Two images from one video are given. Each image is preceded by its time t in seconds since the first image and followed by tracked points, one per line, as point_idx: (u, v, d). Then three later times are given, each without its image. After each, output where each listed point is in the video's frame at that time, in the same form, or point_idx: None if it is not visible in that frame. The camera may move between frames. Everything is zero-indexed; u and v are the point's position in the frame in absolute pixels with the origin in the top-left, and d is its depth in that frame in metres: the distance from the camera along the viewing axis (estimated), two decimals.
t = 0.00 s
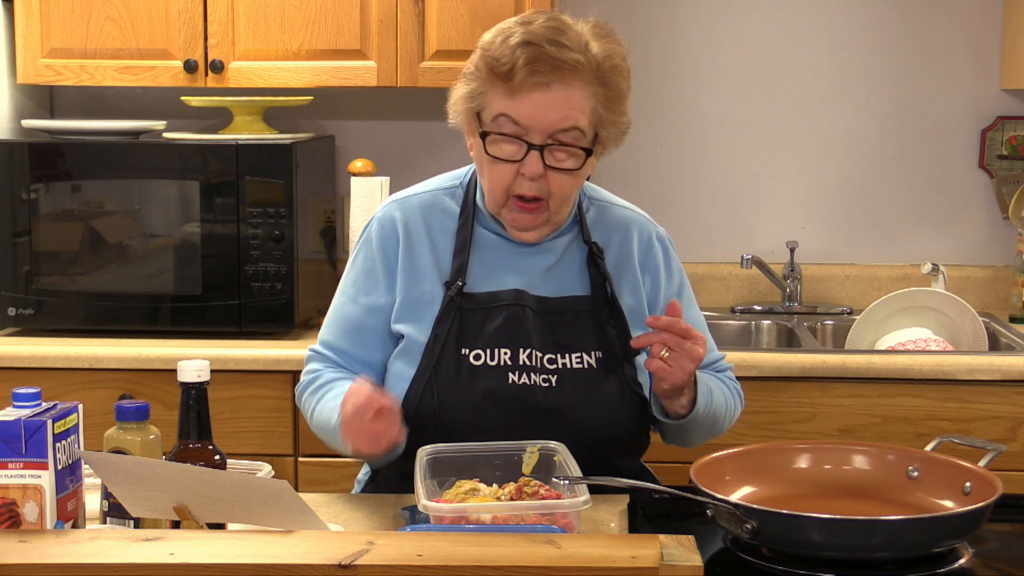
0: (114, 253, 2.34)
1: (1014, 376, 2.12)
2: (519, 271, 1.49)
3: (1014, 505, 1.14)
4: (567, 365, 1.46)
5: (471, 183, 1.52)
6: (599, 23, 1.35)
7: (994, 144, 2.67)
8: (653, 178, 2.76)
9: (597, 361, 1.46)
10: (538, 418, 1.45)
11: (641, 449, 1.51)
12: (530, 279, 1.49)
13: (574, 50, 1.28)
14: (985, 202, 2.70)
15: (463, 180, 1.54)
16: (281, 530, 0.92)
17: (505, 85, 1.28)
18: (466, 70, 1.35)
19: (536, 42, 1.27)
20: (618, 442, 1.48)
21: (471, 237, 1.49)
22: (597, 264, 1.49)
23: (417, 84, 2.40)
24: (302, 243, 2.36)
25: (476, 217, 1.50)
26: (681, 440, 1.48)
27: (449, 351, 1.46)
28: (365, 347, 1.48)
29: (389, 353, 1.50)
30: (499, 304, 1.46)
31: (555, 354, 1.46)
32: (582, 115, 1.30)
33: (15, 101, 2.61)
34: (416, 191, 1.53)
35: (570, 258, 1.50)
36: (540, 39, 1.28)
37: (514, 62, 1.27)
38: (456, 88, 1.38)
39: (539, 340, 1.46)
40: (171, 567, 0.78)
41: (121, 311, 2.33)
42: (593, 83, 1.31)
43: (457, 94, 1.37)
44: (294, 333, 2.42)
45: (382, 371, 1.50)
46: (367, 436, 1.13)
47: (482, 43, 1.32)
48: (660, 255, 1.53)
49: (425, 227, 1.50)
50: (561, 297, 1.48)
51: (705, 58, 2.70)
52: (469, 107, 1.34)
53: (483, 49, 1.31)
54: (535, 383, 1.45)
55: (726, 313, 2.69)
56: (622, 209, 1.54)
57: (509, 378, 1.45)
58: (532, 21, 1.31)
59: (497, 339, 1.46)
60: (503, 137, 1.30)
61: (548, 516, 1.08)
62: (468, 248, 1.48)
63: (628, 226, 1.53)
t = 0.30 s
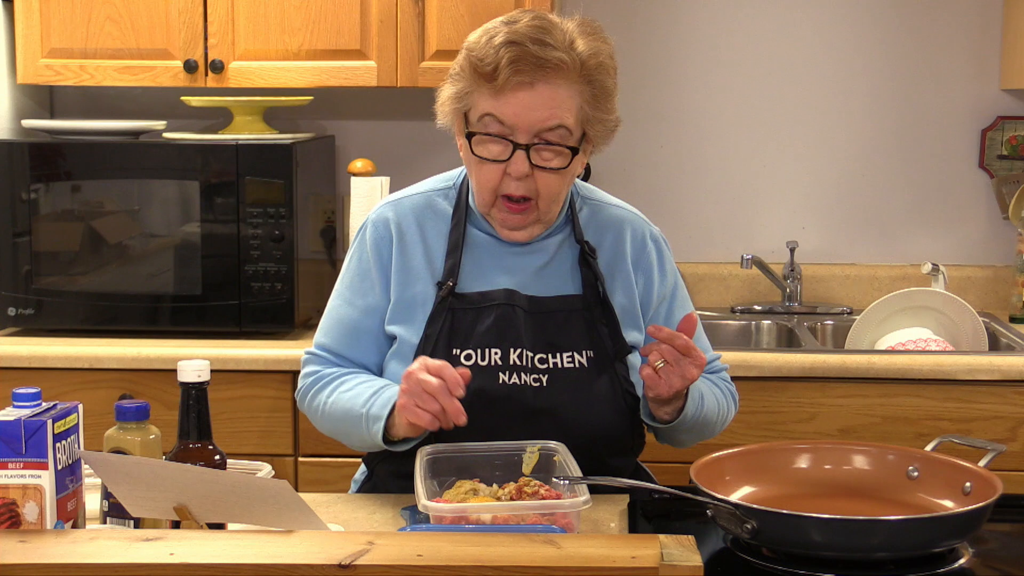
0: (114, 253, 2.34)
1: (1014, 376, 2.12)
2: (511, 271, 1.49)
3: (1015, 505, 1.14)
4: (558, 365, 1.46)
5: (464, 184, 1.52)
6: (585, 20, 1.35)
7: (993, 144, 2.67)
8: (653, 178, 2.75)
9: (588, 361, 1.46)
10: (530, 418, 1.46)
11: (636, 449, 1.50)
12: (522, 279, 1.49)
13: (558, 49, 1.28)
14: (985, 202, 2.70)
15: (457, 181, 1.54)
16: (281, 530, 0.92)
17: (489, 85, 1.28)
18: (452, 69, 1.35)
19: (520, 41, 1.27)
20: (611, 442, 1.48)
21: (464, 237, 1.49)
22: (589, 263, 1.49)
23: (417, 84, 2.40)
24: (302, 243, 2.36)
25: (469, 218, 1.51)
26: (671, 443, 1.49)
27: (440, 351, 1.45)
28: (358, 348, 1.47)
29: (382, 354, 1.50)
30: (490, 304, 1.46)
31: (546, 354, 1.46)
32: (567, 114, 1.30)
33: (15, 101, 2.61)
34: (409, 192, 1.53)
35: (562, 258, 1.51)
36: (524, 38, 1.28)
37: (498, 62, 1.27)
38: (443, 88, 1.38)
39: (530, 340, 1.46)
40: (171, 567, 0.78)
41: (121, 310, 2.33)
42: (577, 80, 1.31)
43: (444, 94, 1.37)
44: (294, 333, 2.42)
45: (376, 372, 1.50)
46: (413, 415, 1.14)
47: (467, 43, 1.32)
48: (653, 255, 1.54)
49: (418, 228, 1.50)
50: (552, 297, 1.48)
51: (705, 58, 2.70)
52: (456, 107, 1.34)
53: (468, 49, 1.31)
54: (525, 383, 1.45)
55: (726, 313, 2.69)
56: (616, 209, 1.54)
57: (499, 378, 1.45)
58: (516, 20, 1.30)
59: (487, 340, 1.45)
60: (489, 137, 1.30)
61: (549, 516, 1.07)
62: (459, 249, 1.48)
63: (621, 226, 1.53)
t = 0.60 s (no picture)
0: (114, 253, 2.34)
1: (1014, 376, 2.12)
2: (510, 273, 1.49)
3: (1014, 505, 1.14)
4: (555, 367, 1.46)
5: (464, 185, 1.52)
6: (587, 22, 1.34)
7: (993, 144, 2.67)
8: (653, 178, 2.75)
9: (586, 363, 1.46)
10: (527, 419, 1.46)
11: (634, 451, 1.50)
12: (520, 280, 1.49)
13: (557, 52, 1.28)
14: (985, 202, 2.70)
15: (457, 181, 1.54)
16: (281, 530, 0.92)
17: (488, 88, 1.28)
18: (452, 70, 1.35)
19: (519, 45, 1.27)
20: (607, 445, 1.48)
21: (462, 238, 1.49)
22: (587, 265, 1.48)
23: (417, 84, 2.40)
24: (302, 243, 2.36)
25: (468, 219, 1.51)
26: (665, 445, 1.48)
27: (438, 352, 1.46)
28: (356, 348, 1.47)
29: (379, 354, 1.50)
30: (489, 306, 1.46)
31: (543, 356, 1.46)
32: (565, 117, 1.30)
33: (15, 101, 2.61)
34: (409, 191, 1.53)
35: (561, 259, 1.50)
36: (523, 42, 1.28)
37: (497, 65, 1.27)
38: (442, 88, 1.38)
39: (528, 342, 1.46)
40: (171, 567, 0.78)
41: (121, 310, 2.33)
42: (577, 84, 1.31)
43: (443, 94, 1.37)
44: (294, 333, 2.42)
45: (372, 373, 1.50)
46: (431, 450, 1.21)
47: (467, 44, 1.32)
48: (652, 257, 1.54)
49: (417, 228, 1.50)
50: (551, 299, 1.48)
51: (705, 58, 2.70)
52: (455, 108, 1.34)
53: (468, 50, 1.31)
54: (522, 386, 1.45)
55: (726, 313, 2.69)
56: (615, 210, 1.54)
57: (497, 380, 1.45)
58: (517, 22, 1.30)
59: (485, 342, 1.45)
60: (487, 139, 1.31)
61: (549, 516, 1.07)
62: (458, 250, 1.48)
63: (620, 227, 1.53)
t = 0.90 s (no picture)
0: (114, 253, 2.34)
1: (1014, 376, 2.12)
2: (510, 273, 1.49)
3: (1015, 505, 1.14)
4: (556, 368, 1.46)
5: (464, 185, 1.52)
6: (589, 25, 1.34)
7: (993, 144, 2.67)
8: (653, 177, 2.75)
9: (586, 364, 1.46)
10: (526, 420, 1.46)
11: (634, 452, 1.50)
12: (520, 281, 1.49)
13: (561, 58, 1.28)
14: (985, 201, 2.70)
15: (457, 181, 1.54)
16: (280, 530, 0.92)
17: (492, 94, 1.28)
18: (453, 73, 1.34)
19: (524, 50, 1.27)
20: (607, 445, 1.48)
21: (462, 239, 1.49)
22: (588, 265, 1.48)
23: (417, 84, 2.40)
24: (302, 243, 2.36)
25: (468, 219, 1.51)
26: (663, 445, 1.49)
27: (438, 353, 1.46)
28: (356, 347, 1.47)
29: (379, 354, 1.50)
30: (489, 306, 1.46)
31: (544, 357, 1.46)
32: (570, 123, 1.30)
33: (15, 101, 2.61)
34: (410, 191, 1.53)
35: (561, 259, 1.50)
36: (527, 47, 1.27)
37: (501, 71, 1.27)
38: (444, 91, 1.37)
39: (528, 342, 1.46)
40: (171, 567, 0.78)
41: (121, 310, 2.33)
42: (581, 89, 1.31)
43: (444, 97, 1.37)
44: (294, 333, 2.42)
45: (372, 373, 1.50)
46: (432, 453, 1.22)
47: (469, 48, 1.31)
48: (652, 257, 1.54)
49: (417, 228, 1.50)
50: (551, 299, 1.48)
51: (705, 58, 2.70)
52: (457, 112, 1.34)
53: (470, 55, 1.31)
54: (522, 386, 1.45)
55: (726, 314, 2.69)
56: (615, 210, 1.54)
57: (497, 381, 1.45)
58: (519, 26, 1.30)
59: (485, 342, 1.45)
60: (491, 145, 1.31)
61: (549, 516, 1.07)
62: (458, 250, 1.48)
63: (620, 228, 1.53)
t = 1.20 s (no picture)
0: (114, 253, 2.34)
1: (1014, 376, 2.12)
2: (511, 273, 1.49)
3: (1015, 505, 1.14)
4: (557, 368, 1.46)
5: (465, 185, 1.53)
6: (591, 26, 1.34)
7: (993, 144, 2.67)
8: (653, 177, 2.75)
9: (587, 364, 1.46)
10: (527, 420, 1.46)
11: (635, 451, 1.51)
12: (521, 281, 1.49)
13: (565, 61, 1.28)
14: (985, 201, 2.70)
15: (458, 181, 1.54)
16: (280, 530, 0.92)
17: (497, 99, 1.28)
18: (456, 76, 1.34)
19: (528, 55, 1.27)
20: (607, 445, 1.48)
21: (463, 239, 1.49)
22: (589, 265, 1.49)
23: (417, 84, 2.40)
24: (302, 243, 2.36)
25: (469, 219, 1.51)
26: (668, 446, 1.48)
27: (440, 353, 1.46)
28: (358, 347, 1.48)
29: (380, 355, 1.50)
30: (490, 306, 1.46)
31: (545, 357, 1.46)
32: (574, 126, 1.30)
33: (15, 101, 2.61)
34: (410, 191, 1.53)
35: (562, 259, 1.50)
36: (531, 51, 1.27)
37: (506, 76, 1.26)
38: (446, 93, 1.37)
39: (529, 342, 1.46)
40: (171, 567, 0.78)
41: (121, 310, 2.33)
42: (585, 92, 1.31)
43: (447, 99, 1.37)
44: (294, 333, 2.42)
45: (374, 373, 1.50)
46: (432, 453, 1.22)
47: (472, 51, 1.31)
48: (653, 257, 1.53)
49: (418, 229, 1.50)
50: (552, 299, 1.48)
51: (705, 58, 2.70)
52: (460, 115, 1.34)
53: (473, 58, 1.30)
54: (524, 386, 1.45)
55: (726, 313, 2.69)
56: (617, 210, 1.54)
57: (498, 381, 1.45)
58: (522, 28, 1.30)
59: (486, 342, 1.45)
60: (496, 149, 1.31)
61: (549, 516, 1.07)
62: (459, 250, 1.48)
63: (621, 227, 1.53)
